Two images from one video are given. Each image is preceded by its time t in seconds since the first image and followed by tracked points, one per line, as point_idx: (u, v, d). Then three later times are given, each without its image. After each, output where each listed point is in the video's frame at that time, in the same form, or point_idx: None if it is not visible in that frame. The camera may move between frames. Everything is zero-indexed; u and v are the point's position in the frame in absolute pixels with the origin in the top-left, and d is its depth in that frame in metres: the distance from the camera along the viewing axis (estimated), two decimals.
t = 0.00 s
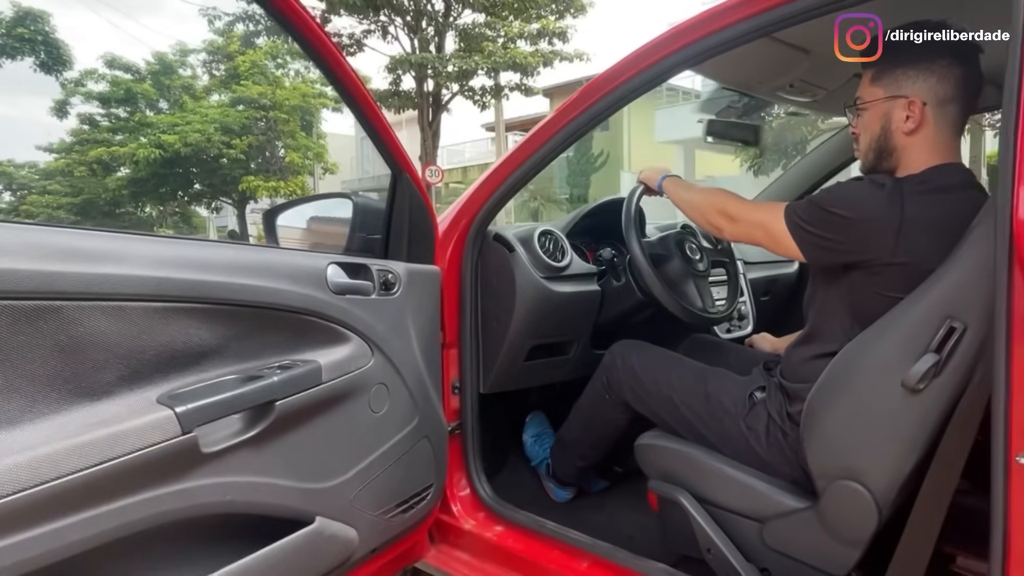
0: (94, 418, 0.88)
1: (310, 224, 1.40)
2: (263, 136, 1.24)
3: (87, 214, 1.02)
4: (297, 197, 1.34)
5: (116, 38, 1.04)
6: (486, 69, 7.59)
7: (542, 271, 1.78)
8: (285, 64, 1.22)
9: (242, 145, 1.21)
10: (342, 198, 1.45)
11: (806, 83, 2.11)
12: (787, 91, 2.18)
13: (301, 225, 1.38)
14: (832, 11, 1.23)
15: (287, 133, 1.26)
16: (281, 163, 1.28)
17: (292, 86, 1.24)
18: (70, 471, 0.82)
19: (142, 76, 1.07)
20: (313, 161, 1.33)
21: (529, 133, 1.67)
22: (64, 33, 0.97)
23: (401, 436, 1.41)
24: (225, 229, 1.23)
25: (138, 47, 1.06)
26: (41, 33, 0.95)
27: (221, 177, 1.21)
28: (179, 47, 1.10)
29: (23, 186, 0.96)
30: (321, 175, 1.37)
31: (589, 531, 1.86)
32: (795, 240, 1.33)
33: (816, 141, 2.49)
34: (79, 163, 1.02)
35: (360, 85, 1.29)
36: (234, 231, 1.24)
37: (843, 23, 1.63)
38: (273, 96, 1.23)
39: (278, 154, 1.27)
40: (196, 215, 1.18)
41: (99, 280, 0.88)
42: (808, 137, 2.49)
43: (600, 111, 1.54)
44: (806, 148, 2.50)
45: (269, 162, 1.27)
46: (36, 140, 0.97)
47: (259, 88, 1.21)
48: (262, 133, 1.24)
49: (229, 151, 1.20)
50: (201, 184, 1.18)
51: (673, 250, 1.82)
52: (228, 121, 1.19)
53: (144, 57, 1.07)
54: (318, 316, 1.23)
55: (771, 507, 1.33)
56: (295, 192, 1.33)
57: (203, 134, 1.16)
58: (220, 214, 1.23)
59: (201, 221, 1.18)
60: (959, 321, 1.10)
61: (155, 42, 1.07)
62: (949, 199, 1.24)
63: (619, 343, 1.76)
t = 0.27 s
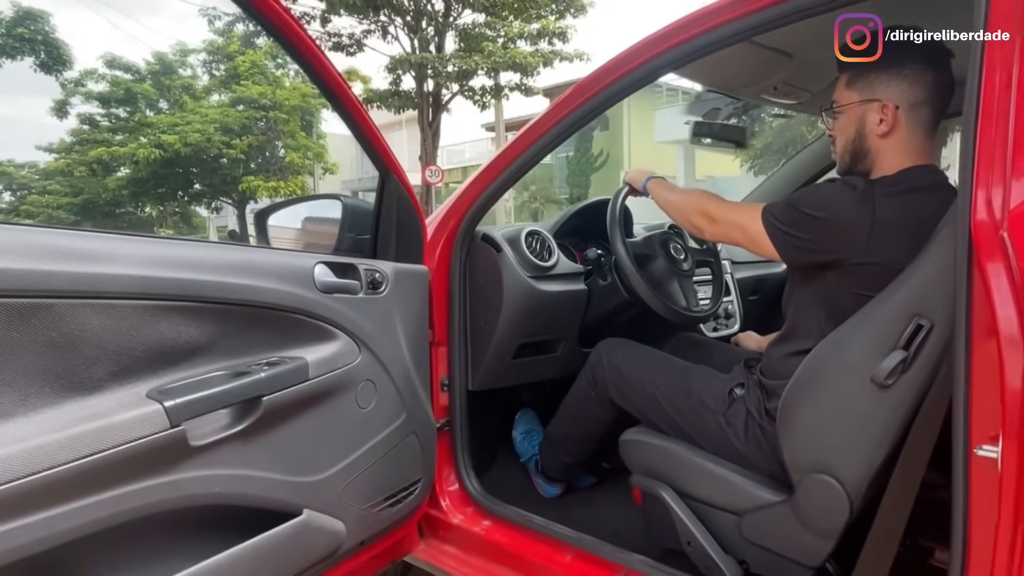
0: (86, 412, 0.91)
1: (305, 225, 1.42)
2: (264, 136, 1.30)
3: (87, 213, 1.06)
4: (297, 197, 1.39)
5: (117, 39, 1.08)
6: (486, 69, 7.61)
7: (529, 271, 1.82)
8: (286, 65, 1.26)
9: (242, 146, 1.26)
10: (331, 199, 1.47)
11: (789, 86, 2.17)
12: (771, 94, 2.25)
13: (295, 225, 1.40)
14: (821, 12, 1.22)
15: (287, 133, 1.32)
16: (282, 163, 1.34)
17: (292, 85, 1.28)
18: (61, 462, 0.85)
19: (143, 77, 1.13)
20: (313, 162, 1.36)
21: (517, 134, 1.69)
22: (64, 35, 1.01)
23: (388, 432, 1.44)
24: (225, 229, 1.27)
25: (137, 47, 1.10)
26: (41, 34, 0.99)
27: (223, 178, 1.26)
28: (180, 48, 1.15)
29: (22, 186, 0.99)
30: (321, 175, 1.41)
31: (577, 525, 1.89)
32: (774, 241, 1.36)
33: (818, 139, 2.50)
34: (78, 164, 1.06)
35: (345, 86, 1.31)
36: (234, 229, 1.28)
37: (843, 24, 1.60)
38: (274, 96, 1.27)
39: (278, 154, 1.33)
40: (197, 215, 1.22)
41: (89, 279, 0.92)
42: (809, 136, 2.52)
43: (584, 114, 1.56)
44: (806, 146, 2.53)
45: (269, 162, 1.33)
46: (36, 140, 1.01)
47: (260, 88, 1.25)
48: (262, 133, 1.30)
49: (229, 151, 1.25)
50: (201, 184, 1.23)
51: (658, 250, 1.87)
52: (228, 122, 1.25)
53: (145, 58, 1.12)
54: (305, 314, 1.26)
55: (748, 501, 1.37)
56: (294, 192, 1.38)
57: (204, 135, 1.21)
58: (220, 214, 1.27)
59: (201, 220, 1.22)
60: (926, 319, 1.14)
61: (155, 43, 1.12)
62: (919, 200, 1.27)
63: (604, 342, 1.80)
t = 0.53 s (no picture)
0: (78, 407, 0.94)
1: (301, 225, 1.45)
2: (264, 137, 1.32)
3: (88, 213, 1.10)
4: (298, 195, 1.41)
5: (117, 37, 1.11)
6: (486, 69, 7.63)
7: (517, 271, 1.86)
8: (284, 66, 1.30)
9: (242, 146, 1.28)
10: (322, 200, 1.48)
11: (774, 88, 2.24)
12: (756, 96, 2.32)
13: (293, 226, 1.42)
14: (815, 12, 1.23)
15: (287, 132, 1.33)
16: (282, 163, 1.36)
17: (291, 86, 1.32)
18: (53, 455, 0.88)
19: (142, 75, 1.16)
20: (313, 162, 1.39)
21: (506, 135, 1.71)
22: (62, 33, 1.04)
23: (378, 428, 1.47)
24: (225, 229, 1.30)
25: (137, 47, 1.14)
26: (40, 33, 1.02)
27: (222, 178, 1.28)
28: (180, 48, 1.18)
29: (24, 187, 1.03)
30: (320, 174, 1.43)
31: (566, 520, 1.93)
32: (753, 242, 1.39)
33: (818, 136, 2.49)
34: (80, 164, 1.09)
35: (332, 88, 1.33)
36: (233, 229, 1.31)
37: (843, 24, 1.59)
38: (274, 96, 1.31)
39: (278, 154, 1.35)
40: (196, 216, 1.25)
41: (81, 279, 0.95)
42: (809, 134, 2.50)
43: (571, 116, 1.58)
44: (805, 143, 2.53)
45: (269, 162, 1.35)
46: (38, 141, 1.04)
47: (259, 88, 1.28)
48: (262, 134, 1.32)
49: (229, 151, 1.28)
50: (201, 184, 1.26)
51: (644, 250, 1.90)
52: (228, 121, 1.28)
53: (145, 57, 1.15)
54: (294, 313, 1.29)
55: (729, 495, 1.40)
56: (295, 191, 1.40)
57: (204, 135, 1.24)
58: (220, 214, 1.30)
59: (201, 222, 1.25)
60: (898, 317, 1.17)
61: (155, 42, 1.15)
62: (894, 201, 1.30)
63: (592, 340, 1.83)
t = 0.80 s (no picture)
0: (72, 403, 0.97)
1: (297, 225, 1.47)
2: (264, 137, 1.35)
3: (88, 212, 1.12)
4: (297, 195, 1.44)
5: (117, 37, 1.13)
6: (486, 69, 7.63)
7: (508, 270, 1.89)
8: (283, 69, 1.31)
9: (241, 146, 1.33)
10: (315, 201, 1.50)
11: (763, 91, 2.27)
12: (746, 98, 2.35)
13: (288, 226, 1.45)
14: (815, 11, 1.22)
15: (287, 131, 1.37)
16: (282, 163, 1.38)
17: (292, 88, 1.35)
18: (47, 449, 0.91)
19: (142, 76, 1.19)
20: (313, 162, 1.42)
21: (498, 135, 1.72)
22: (62, 35, 1.06)
23: (369, 425, 1.49)
24: (225, 229, 1.33)
25: (137, 47, 1.15)
26: (41, 33, 1.04)
27: (221, 177, 1.32)
28: (179, 46, 1.18)
29: (25, 186, 1.04)
30: (321, 175, 1.46)
31: (557, 517, 1.95)
32: (737, 241, 1.41)
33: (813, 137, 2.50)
34: (80, 164, 1.11)
35: (325, 93, 1.34)
36: (234, 229, 1.34)
37: (843, 24, 1.63)
38: (273, 96, 1.34)
39: (278, 154, 1.37)
40: (196, 216, 1.28)
41: (75, 278, 0.97)
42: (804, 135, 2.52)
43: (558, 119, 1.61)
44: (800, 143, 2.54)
45: (269, 162, 1.38)
46: (37, 142, 1.05)
47: (258, 87, 1.31)
48: (262, 134, 1.36)
49: (229, 151, 1.33)
50: (200, 184, 1.30)
51: (633, 250, 1.96)
52: (227, 121, 1.34)
53: (144, 55, 1.16)
54: (286, 311, 1.31)
55: (714, 491, 1.42)
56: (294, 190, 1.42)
57: (202, 135, 1.29)
58: (220, 214, 1.33)
59: (201, 222, 1.28)
60: (876, 314, 1.19)
61: (155, 41, 1.16)
62: (875, 202, 1.32)
63: (582, 339, 1.85)
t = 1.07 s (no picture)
0: (66, 400, 0.98)
1: (296, 225, 1.48)
2: (265, 137, 1.35)
3: (87, 212, 1.13)
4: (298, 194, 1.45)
5: (118, 37, 1.13)
6: (486, 69, 7.64)
7: (504, 270, 1.90)
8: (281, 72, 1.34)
9: (242, 146, 1.32)
10: (311, 201, 1.51)
11: (757, 91, 2.28)
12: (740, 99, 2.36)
13: (287, 225, 1.46)
14: (814, 10, 1.22)
15: (287, 132, 1.39)
16: (282, 163, 1.39)
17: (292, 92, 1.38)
18: (41, 446, 0.92)
19: (142, 75, 1.19)
20: (313, 162, 1.45)
21: (491, 138, 1.74)
22: (62, 35, 1.07)
23: (364, 423, 1.50)
24: (225, 229, 1.34)
25: (138, 47, 1.16)
26: (41, 33, 1.05)
27: (224, 177, 1.33)
28: (180, 46, 1.19)
29: (25, 186, 1.05)
30: (321, 175, 1.48)
31: (552, 515, 1.96)
32: (729, 241, 1.42)
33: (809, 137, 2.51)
34: (80, 164, 1.12)
35: (316, 92, 1.37)
36: (233, 230, 1.36)
37: (843, 23, 1.65)
38: (274, 97, 1.36)
39: (278, 154, 1.38)
40: (197, 216, 1.30)
41: (70, 277, 0.98)
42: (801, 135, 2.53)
43: (551, 119, 1.62)
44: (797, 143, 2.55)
45: (269, 162, 1.38)
46: (37, 142, 1.06)
47: (259, 88, 1.33)
48: (263, 134, 1.36)
49: (229, 151, 1.32)
50: (201, 184, 1.30)
51: (627, 250, 1.98)
52: (228, 121, 1.32)
53: (146, 56, 1.17)
54: (280, 310, 1.32)
55: (707, 488, 1.43)
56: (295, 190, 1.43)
57: (203, 135, 1.28)
58: (220, 214, 1.34)
59: (201, 222, 1.30)
60: (865, 313, 1.21)
61: (157, 41, 1.16)
62: (865, 201, 1.33)
63: (578, 338, 1.86)
